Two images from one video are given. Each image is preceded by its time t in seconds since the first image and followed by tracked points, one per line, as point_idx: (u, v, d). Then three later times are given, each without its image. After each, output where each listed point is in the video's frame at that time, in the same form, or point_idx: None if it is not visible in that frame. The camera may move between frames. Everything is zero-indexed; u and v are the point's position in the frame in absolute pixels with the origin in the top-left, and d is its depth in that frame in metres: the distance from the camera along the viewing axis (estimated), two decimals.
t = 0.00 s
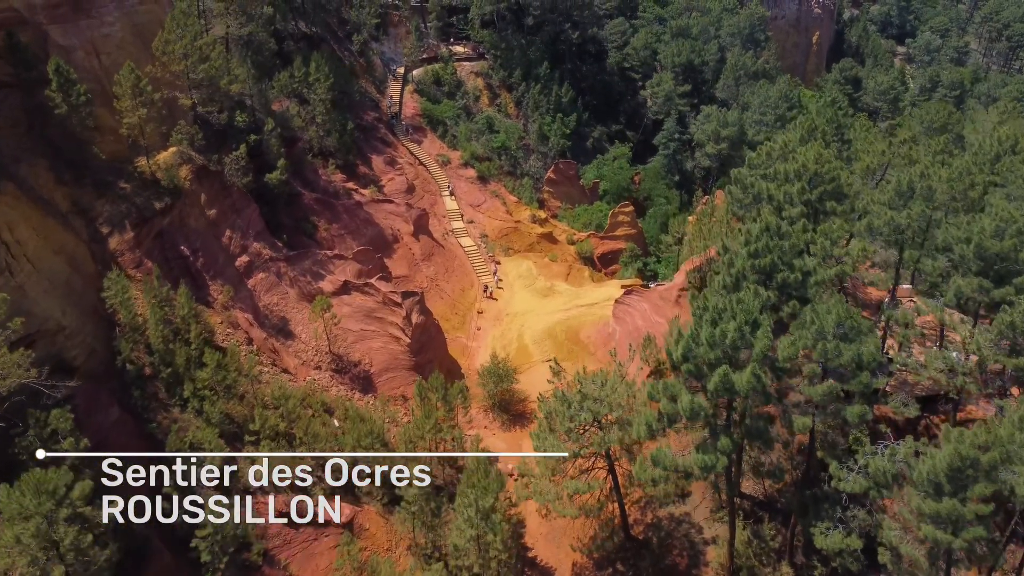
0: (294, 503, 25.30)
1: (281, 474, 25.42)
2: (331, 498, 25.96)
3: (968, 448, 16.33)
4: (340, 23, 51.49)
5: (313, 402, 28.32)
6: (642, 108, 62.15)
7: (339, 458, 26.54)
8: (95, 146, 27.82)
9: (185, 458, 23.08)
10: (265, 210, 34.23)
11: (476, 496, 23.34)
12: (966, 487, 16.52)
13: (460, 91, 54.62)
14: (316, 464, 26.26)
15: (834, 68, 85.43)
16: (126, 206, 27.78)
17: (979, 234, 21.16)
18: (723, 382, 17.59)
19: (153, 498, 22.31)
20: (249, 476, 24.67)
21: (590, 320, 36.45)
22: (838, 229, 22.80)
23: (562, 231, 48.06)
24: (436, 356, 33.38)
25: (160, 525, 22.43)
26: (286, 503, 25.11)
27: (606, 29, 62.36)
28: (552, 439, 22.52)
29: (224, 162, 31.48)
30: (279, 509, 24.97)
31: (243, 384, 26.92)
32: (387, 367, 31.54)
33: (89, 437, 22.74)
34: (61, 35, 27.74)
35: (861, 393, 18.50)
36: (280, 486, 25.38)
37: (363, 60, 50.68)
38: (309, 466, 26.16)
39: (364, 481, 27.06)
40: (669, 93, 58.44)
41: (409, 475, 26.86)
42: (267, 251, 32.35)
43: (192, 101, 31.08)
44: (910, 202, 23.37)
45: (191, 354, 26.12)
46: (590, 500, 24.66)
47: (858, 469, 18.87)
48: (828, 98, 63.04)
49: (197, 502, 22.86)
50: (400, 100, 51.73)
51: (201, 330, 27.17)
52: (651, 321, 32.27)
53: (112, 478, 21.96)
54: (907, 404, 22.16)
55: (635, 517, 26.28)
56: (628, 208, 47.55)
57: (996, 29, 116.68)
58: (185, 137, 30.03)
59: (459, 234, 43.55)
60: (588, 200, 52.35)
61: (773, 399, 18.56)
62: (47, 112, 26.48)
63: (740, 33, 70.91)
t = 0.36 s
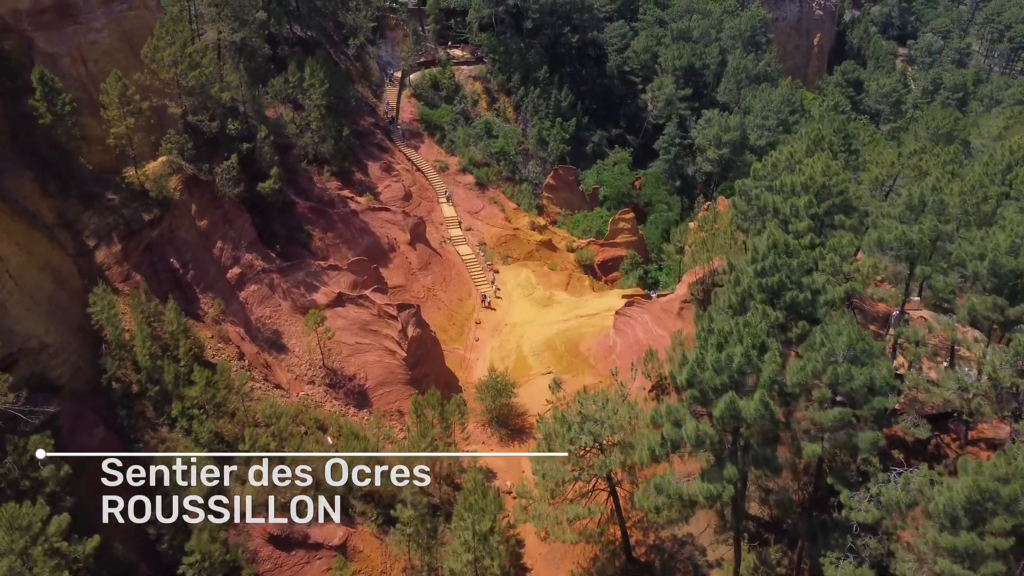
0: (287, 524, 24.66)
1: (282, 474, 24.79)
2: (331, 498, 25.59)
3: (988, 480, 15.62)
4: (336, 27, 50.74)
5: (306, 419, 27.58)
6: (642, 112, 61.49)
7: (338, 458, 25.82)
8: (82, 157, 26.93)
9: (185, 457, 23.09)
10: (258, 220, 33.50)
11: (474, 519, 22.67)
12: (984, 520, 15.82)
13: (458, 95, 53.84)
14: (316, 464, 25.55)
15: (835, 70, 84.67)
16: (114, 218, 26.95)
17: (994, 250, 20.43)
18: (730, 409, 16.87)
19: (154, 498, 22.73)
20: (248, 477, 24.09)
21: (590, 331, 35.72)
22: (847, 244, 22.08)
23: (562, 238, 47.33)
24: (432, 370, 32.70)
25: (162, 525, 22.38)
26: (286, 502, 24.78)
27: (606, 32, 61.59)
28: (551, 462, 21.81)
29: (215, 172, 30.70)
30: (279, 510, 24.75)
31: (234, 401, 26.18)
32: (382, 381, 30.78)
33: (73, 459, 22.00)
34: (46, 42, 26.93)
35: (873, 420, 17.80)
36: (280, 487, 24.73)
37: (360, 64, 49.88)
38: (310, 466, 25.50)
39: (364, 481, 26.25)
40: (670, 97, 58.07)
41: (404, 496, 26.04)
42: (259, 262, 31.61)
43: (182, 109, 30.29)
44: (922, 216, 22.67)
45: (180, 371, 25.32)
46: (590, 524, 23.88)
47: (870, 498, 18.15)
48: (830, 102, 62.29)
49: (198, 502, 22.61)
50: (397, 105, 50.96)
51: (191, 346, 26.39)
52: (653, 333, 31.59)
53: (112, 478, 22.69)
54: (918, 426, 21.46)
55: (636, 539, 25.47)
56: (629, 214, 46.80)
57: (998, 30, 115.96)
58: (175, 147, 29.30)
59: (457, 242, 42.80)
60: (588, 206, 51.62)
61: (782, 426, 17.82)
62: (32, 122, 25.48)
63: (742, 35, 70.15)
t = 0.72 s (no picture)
0: (277, 551, 23.44)
1: (281, 474, 24.70)
2: (331, 498, 25.29)
3: (1011, 518, 14.82)
4: (331, 31, 49.95)
5: (298, 438, 26.65)
6: (643, 116, 61.02)
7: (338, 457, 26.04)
8: (66, 168, 26.05)
9: (185, 457, 23.24)
10: (250, 231, 32.68)
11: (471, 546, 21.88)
12: (1007, 560, 15.01)
13: (456, 100, 53.00)
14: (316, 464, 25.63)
15: (838, 73, 83.76)
16: (99, 231, 26.10)
17: (1012, 269, 19.63)
18: (738, 441, 16.07)
19: (154, 498, 22.32)
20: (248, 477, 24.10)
21: (591, 344, 34.93)
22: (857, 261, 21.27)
23: (561, 246, 46.52)
24: (430, 386, 31.83)
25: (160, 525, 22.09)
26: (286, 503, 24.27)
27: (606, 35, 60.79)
28: (551, 488, 20.98)
29: (205, 183, 29.90)
30: (280, 510, 24.14)
31: (224, 421, 25.33)
32: (377, 397, 29.93)
33: (53, 486, 21.33)
34: (29, 50, 26.10)
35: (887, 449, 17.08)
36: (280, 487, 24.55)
37: (356, 69, 49.06)
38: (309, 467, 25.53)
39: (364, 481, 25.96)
40: (671, 101, 57.50)
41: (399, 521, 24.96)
42: (251, 275, 30.79)
43: (170, 119, 29.49)
44: (935, 231, 21.90)
45: (167, 391, 24.47)
46: (591, 551, 23.05)
47: (885, 535, 17.36)
48: (833, 106, 61.47)
49: (198, 502, 22.58)
50: (394, 110, 50.14)
51: (179, 364, 25.62)
52: (655, 348, 30.90)
53: (113, 478, 22.71)
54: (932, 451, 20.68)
55: (637, 565, 24.22)
56: (630, 222, 46.03)
57: (1000, 32, 115.00)
58: (163, 158, 28.49)
59: (454, 251, 41.98)
60: (588, 213, 50.72)
61: (792, 457, 17.01)
62: (13, 133, 24.62)
63: (743, 38, 69.14)
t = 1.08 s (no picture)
0: None
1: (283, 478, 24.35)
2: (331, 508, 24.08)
3: None
4: (327, 35, 49.15)
5: (289, 459, 25.88)
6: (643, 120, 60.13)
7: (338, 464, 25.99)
8: (50, 180, 25.27)
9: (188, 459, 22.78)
10: (242, 242, 31.91)
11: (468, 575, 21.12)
12: None
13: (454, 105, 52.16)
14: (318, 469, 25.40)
15: (840, 76, 82.90)
16: (85, 246, 25.19)
17: None
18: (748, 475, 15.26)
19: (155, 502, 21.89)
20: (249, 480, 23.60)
21: (592, 357, 34.13)
22: (869, 280, 20.59)
23: (561, 254, 45.72)
24: (426, 402, 30.98)
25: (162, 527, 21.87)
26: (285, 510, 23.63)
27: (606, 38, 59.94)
28: (550, 516, 20.14)
29: (194, 196, 29.12)
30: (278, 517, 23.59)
31: (212, 442, 24.51)
32: (372, 415, 29.12)
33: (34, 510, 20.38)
34: (12, 58, 25.25)
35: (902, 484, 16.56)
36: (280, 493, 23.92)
37: (352, 73, 48.23)
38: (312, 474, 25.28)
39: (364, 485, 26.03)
40: (672, 107, 56.34)
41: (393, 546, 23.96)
42: (242, 289, 30.00)
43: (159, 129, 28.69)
44: (949, 250, 21.16)
45: (153, 412, 23.65)
46: None
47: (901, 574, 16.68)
48: (836, 111, 60.67)
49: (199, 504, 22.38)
50: (391, 116, 49.32)
51: (166, 383, 24.82)
52: (657, 363, 30.14)
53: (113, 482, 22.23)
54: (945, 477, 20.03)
55: None
56: (630, 230, 45.29)
57: (1003, 33, 114.09)
58: (151, 169, 27.69)
59: (452, 260, 41.18)
60: (588, 220, 49.93)
61: (804, 490, 16.23)
62: None
63: (744, 41, 68.07)
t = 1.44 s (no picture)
0: None
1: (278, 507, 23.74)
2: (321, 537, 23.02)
3: None
4: (323, 39, 48.37)
5: (280, 480, 25.04)
6: (644, 124, 59.71)
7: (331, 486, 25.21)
8: (32, 194, 24.39)
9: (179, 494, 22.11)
10: (233, 254, 31.16)
11: None
12: None
13: (452, 110, 51.28)
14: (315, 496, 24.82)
15: (842, 78, 82.04)
16: (69, 261, 24.32)
17: None
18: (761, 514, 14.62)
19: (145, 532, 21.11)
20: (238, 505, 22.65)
21: (592, 371, 33.32)
22: (881, 300, 20.09)
23: (561, 262, 44.94)
24: (422, 419, 30.14)
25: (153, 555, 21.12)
26: (273, 537, 22.57)
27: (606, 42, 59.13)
28: (550, 546, 19.34)
29: (183, 207, 28.23)
30: (267, 543, 22.52)
31: (201, 464, 23.65)
32: (366, 433, 28.36)
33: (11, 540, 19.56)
34: None
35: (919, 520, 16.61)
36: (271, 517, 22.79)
37: (348, 78, 47.44)
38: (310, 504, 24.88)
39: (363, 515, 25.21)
40: (673, 111, 55.80)
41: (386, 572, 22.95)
42: (233, 302, 29.19)
43: (146, 139, 27.82)
44: (964, 267, 20.30)
45: (138, 434, 22.79)
46: None
47: None
48: (839, 115, 59.85)
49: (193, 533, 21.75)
50: (388, 121, 48.49)
51: (152, 403, 23.97)
52: (660, 378, 29.33)
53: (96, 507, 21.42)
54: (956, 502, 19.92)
55: None
56: (632, 237, 44.50)
57: (1005, 35, 113.13)
58: (138, 180, 26.85)
59: (449, 269, 40.38)
60: (588, 226, 49.19)
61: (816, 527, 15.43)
62: None
63: (746, 44, 67.44)
